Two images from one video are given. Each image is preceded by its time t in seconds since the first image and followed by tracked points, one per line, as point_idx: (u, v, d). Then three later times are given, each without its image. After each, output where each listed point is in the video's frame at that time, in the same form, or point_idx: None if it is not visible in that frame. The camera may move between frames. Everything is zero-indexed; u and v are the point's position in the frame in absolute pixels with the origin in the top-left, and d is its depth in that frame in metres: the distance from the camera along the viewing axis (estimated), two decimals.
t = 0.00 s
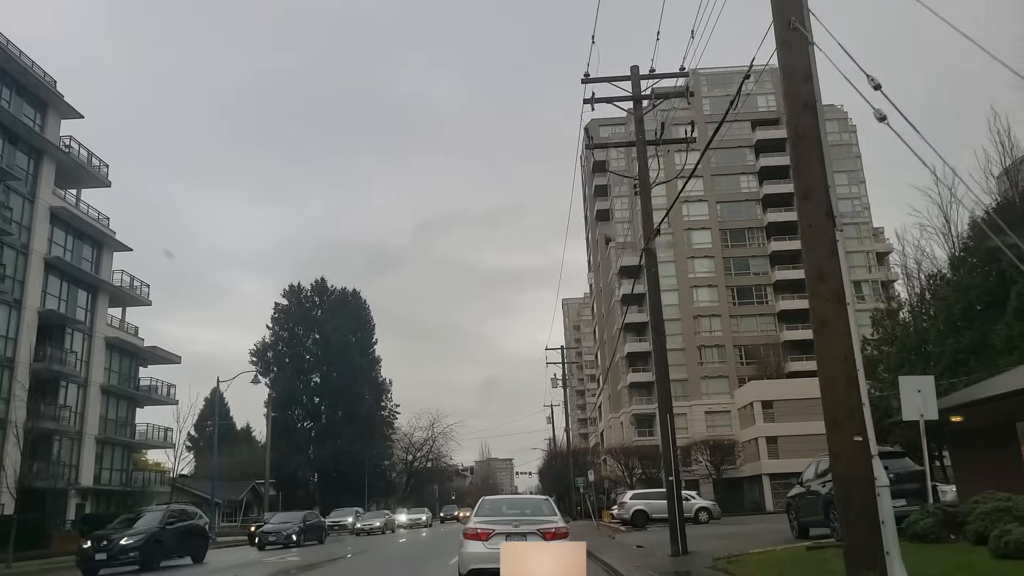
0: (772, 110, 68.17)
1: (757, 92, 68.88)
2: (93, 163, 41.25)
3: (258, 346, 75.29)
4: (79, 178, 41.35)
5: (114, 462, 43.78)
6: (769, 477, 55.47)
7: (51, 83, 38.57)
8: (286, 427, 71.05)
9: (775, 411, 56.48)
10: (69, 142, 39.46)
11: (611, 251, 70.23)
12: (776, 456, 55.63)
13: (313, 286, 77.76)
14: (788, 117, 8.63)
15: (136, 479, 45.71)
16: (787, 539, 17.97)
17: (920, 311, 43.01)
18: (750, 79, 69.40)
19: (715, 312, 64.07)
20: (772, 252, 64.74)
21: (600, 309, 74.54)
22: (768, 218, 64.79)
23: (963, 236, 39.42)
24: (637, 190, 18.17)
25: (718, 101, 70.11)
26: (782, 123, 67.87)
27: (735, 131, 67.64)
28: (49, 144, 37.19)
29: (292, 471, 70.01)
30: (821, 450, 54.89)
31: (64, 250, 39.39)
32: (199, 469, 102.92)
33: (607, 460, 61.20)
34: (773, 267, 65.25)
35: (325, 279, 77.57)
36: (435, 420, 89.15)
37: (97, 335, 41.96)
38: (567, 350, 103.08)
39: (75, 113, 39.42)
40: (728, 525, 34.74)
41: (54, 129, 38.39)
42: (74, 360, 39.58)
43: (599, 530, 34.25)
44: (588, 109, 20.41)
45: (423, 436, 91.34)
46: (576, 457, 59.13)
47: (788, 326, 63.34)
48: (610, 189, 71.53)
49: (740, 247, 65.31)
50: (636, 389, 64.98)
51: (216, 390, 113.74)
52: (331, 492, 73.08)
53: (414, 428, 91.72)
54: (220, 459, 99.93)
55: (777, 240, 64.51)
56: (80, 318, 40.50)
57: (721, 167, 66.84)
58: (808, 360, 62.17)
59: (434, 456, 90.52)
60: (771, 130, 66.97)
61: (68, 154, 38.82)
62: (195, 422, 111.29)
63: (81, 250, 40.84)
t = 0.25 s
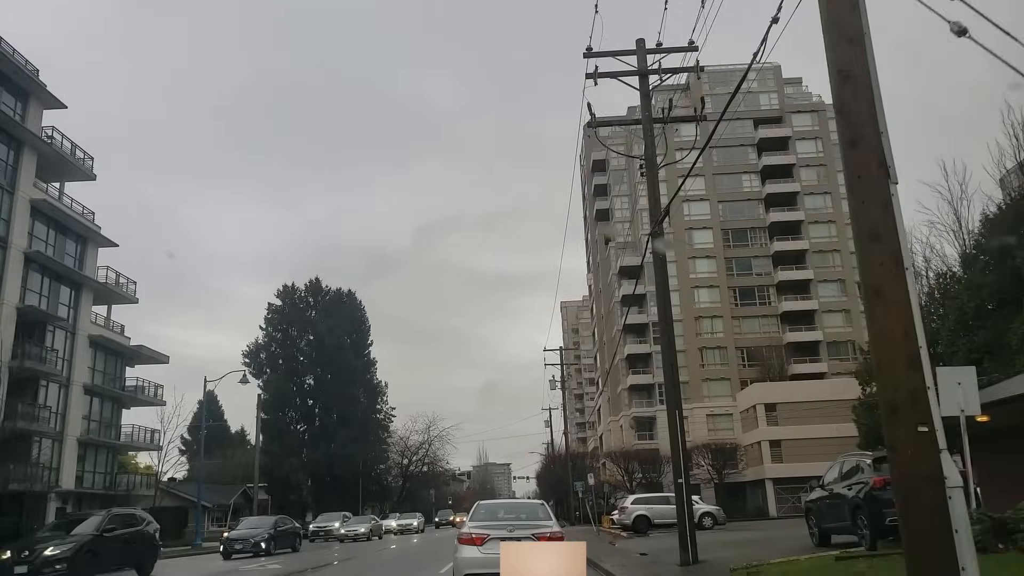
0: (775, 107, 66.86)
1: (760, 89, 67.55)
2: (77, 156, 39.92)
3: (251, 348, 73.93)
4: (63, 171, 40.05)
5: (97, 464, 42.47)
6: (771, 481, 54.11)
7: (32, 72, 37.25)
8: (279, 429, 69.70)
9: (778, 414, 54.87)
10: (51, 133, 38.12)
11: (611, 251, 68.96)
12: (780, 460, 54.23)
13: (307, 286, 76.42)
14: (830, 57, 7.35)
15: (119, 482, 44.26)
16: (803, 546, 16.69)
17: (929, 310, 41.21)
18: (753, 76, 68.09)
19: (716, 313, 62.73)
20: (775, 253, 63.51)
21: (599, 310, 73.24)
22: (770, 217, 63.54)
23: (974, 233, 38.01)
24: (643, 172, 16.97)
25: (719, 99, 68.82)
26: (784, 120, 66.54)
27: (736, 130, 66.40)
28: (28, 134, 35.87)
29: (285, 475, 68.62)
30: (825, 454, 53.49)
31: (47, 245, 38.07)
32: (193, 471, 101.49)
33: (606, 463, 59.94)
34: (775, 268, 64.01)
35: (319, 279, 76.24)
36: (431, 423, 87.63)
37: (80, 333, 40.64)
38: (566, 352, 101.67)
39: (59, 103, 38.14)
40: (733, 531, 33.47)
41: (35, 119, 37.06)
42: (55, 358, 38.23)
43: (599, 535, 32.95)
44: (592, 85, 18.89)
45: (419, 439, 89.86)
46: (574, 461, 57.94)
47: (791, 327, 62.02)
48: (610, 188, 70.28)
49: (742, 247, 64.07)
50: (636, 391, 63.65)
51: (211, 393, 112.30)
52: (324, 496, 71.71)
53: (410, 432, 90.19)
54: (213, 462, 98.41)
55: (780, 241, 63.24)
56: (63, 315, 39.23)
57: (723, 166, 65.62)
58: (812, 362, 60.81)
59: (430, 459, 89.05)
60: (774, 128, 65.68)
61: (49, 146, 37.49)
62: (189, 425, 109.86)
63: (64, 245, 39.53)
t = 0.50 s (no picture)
0: (776, 105, 65.54)
1: (761, 86, 66.28)
2: (55, 149, 38.39)
3: (242, 351, 72.27)
4: (40, 164, 38.45)
5: (76, 470, 40.86)
6: (776, 487, 52.55)
7: (8, 61, 35.74)
8: (269, 434, 68.04)
9: (782, 417, 53.43)
10: (27, 124, 36.57)
11: (610, 252, 67.47)
12: (785, 465, 52.71)
13: (299, 288, 74.88)
14: None
15: (100, 489, 42.60)
16: (828, 556, 15.15)
17: (941, 311, 39.18)
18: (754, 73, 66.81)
19: (718, 315, 61.23)
20: (777, 253, 62.11)
21: (598, 312, 71.71)
22: (773, 216, 62.13)
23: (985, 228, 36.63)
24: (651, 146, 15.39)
25: (720, 96, 67.42)
26: (786, 118, 65.17)
27: (737, 127, 65.11)
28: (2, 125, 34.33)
29: (275, 480, 67.18)
30: (831, 459, 51.89)
31: (23, 241, 36.49)
32: (185, 478, 99.68)
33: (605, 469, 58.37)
34: (777, 268, 62.58)
35: (312, 281, 74.72)
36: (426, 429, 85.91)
37: (57, 334, 39.03)
38: (564, 356, 100.08)
39: (36, 93, 36.57)
40: (740, 538, 31.93)
41: (11, 109, 35.53)
42: (30, 359, 36.63)
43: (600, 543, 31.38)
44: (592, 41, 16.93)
45: (415, 445, 88.13)
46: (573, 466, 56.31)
47: (794, 329, 60.55)
48: (609, 187, 68.86)
49: (743, 247, 62.71)
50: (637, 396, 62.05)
51: (204, 399, 110.52)
52: (316, 502, 70.20)
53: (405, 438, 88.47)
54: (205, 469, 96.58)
55: (782, 240, 61.86)
56: (39, 315, 37.65)
57: (723, 164, 64.25)
58: (816, 364, 59.28)
59: (426, 465, 87.33)
60: (776, 126, 64.35)
61: (26, 137, 35.97)
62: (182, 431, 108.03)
63: (42, 241, 37.96)
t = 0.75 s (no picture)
0: (780, 101, 64.50)
1: (764, 83, 65.28)
2: (38, 139, 37.16)
3: (234, 351, 70.94)
4: (22, 154, 37.22)
5: (58, 470, 39.48)
6: (780, 491, 51.22)
7: None
8: (262, 436, 66.38)
9: (785, 419, 52.09)
10: (8, 112, 35.34)
11: (609, 250, 66.17)
12: (789, 469, 51.41)
13: (292, 287, 73.56)
14: None
15: (81, 491, 41.14)
16: (854, 566, 13.88)
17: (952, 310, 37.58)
18: (757, 70, 65.74)
19: (720, 315, 59.95)
20: (781, 252, 60.89)
21: (598, 312, 70.38)
22: (776, 215, 60.93)
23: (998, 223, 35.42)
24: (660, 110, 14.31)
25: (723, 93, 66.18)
26: (790, 115, 64.11)
27: (740, 124, 64.07)
28: None
29: (267, 483, 65.29)
30: (836, 462, 50.60)
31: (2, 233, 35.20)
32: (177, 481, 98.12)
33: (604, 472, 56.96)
34: (781, 268, 61.34)
35: (306, 280, 73.43)
36: (422, 431, 84.46)
37: (38, 330, 37.72)
38: (562, 358, 98.75)
39: (15, 79, 35.19)
40: (746, 544, 30.65)
41: None
42: (9, 356, 35.28)
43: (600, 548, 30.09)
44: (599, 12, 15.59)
45: (410, 447, 86.69)
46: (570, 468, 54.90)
47: (798, 330, 59.28)
48: (610, 185, 67.65)
49: (746, 246, 61.47)
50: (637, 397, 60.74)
51: (197, 401, 109.09)
52: (309, 505, 68.56)
53: (400, 440, 87.04)
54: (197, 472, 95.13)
55: (786, 239, 60.66)
56: (19, 310, 36.34)
57: (726, 162, 63.17)
58: (820, 366, 57.97)
59: (421, 468, 85.94)
60: (780, 122, 63.18)
61: (6, 126, 34.73)
62: (175, 433, 106.46)
63: (22, 234, 36.68)
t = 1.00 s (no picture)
0: (785, 89, 63.12)
1: (769, 71, 63.91)
2: (16, 121, 35.67)
3: (227, 346, 69.36)
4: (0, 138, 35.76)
5: (38, 468, 37.95)
6: (787, 489, 49.82)
7: None
8: (255, 433, 64.55)
9: (792, 415, 50.48)
10: None
11: (610, 243, 64.66)
12: (796, 465, 49.95)
13: (286, 281, 71.97)
14: None
15: (64, 489, 39.61)
16: (894, 571, 12.35)
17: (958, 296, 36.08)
18: (762, 57, 64.34)
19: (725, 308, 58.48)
20: (786, 243, 59.43)
21: (598, 306, 68.82)
22: (781, 205, 59.48)
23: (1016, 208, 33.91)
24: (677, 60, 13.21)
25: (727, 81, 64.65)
26: (795, 103, 62.71)
27: (745, 113, 62.73)
28: None
29: (260, 482, 63.42)
30: (845, 458, 49.04)
31: None
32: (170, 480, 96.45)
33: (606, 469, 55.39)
34: (786, 260, 59.89)
35: (300, 273, 71.84)
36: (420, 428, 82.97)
37: (17, 321, 36.21)
38: (562, 354, 97.19)
39: None
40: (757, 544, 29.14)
41: None
42: None
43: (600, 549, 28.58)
44: None
45: (407, 445, 85.09)
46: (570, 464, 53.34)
47: (804, 323, 57.79)
48: (611, 176, 66.17)
49: (751, 237, 59.99)
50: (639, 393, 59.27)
51: (192, 398, 107.56)
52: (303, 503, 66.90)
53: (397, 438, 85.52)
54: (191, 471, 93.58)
55: (792, 230, 59.17)
56: None
57: (730, 151, 61.79)
58: (827, 360, 56.47)
59: (418, 466, 84.40)
60: (785, 111, 61.78)
61: None
62: (168, 432, 104.67)
63: None
